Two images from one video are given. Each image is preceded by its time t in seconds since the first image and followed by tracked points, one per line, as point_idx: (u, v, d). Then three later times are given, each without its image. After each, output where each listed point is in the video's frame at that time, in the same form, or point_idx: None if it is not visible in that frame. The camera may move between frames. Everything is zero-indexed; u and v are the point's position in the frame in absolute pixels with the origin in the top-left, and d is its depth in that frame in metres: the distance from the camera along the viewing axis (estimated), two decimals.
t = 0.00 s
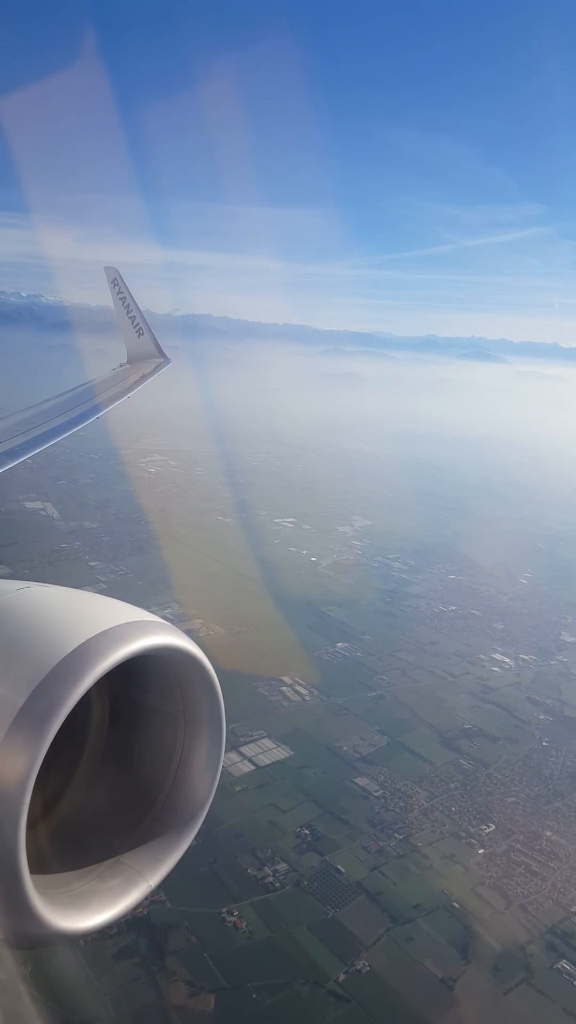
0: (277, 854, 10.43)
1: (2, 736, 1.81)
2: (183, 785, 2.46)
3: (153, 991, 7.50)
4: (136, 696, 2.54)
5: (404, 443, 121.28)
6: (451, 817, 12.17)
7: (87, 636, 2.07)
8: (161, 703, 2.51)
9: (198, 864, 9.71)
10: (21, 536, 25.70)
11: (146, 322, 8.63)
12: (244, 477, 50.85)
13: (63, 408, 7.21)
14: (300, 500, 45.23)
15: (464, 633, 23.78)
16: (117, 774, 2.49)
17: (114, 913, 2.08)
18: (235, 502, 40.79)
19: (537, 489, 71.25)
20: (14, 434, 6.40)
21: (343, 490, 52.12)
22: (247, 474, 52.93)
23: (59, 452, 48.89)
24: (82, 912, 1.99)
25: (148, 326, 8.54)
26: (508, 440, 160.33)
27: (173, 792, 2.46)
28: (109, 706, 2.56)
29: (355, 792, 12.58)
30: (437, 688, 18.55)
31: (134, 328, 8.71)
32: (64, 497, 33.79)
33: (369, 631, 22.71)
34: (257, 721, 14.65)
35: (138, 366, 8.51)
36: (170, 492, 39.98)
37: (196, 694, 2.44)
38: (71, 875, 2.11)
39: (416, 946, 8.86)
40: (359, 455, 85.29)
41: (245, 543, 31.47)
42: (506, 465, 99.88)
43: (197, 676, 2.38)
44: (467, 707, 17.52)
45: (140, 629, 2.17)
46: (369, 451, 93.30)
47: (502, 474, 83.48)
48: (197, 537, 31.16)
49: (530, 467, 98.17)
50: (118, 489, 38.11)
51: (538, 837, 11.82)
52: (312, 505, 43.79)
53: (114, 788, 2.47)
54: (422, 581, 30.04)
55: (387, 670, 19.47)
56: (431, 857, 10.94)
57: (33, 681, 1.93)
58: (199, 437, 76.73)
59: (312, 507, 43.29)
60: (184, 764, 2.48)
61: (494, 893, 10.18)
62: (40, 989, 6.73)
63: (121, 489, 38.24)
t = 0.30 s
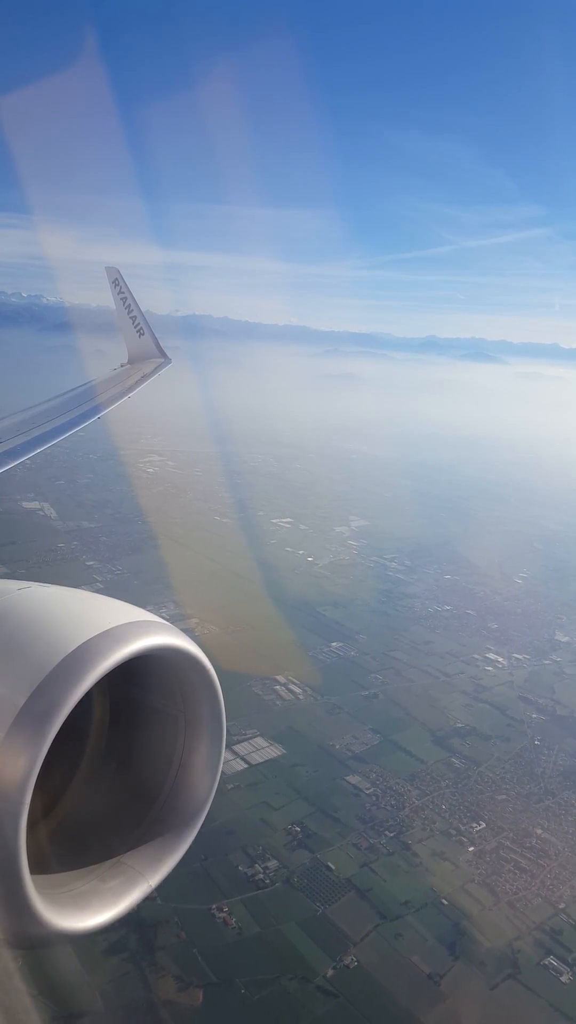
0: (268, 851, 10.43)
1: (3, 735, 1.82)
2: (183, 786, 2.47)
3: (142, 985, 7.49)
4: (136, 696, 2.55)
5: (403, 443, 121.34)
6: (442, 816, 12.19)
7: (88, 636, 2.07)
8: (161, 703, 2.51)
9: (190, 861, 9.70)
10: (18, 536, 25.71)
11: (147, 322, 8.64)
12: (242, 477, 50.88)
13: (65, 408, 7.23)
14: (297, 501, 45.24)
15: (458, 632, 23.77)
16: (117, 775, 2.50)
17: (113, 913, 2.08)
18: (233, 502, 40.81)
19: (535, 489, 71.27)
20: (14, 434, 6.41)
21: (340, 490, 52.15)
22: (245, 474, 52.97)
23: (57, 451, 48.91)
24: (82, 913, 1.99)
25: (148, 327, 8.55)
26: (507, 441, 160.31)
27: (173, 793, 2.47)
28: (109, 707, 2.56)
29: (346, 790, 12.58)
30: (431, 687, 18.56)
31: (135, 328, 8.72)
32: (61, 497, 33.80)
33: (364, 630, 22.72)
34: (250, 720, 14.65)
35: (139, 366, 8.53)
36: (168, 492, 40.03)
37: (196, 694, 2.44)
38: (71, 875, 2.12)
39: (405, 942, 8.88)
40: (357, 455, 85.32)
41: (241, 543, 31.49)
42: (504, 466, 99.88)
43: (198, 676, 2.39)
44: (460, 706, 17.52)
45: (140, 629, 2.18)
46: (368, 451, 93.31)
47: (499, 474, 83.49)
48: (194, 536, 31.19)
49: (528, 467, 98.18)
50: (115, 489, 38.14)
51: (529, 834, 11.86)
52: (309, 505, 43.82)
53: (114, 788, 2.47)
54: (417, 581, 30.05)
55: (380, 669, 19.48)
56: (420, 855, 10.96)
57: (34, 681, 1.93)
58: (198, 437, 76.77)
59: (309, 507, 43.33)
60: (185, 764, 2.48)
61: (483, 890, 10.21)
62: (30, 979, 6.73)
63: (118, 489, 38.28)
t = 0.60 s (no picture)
0: (262, 848, 10.44)
1: (5, 736, 1.83)
2: (186, 786, 2.48)
3: (135, 978, 7.46)
4: (138, 696, 2.56)
5: (402, 443, 121.43)
6: (436, 813, 12.21)
7: (90, 637, 2.08)
8: (163, 703, 2.53)
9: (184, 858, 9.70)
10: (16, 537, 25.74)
11: (147, 322, 8.67)
12: (240, 477, 50.96)
13: (67, 408, 7.27)
14: (295, 501, 45.24)
15: (455, 632, 23.77)
16: (120, 775, 2.51)
17: (116, 913, 2.09)
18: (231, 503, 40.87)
19: (532, 489, 71.29)
20: (15, 434, 6.45)
21: (339, 490, 52.23)
22: (244, 474, 53.03)
23: (57, 453, 48.98)
24: (85, 912, 2.00)
25: (149, 327, 8.58)
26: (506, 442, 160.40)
27: (176, 793, 2.47)
28: (111, 707, 2.58)
29: (340, 788, 12.60)
30: (426, 686, 18.58)
31: (136, 329, 8.75)
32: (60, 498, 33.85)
33: (360, 629, 22.74)
34: (246, 719, 14.66)
35: (139, 366, 8.56)
36: (167, 493, 40.11)
37: (198, 693, 2.45)
38: (75, 875, 2.13)
39: (396, 938, 8.92)
40: (356, 456, 85.41)
41: (239, 543, 31.52)
42: (502, 466, 99.89)
43: (199, 676, 2.40)
44: (455, 704, 17.54)
45: (143, 629, 2.19)
46: (367, 452, 93.45)
47: (497, 473, 83.49)
48: (191, 537, 31.24)
49: (526, 467, 98.20)
50: (114, 490, 38.21)
51: (521, 832, 11.90)
52: (307, 505, 43.87)
53: (117, 788, 2.48)
54: (415, 580, 30.09)
55: (376, 668, 19.49)
56: (413, 852, 10.99)
57: (35, 683, 1.94)
58: (198, 438, 76.86)
59: (307, 507, 43.39)
60: (187, 764, 2.49)
61: (475, 886, 10.25)
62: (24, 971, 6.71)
63: (117, 490, 38.35)
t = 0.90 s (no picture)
0: (255, 846, 10.45)
1: (8, 735, 1.83)
2: (188, 787, 2.48)
3: (126, 972, 7.46)
4: (141, 696, 2.57)
5: (403, 444, 121.47)
6: (429, 812, 12.24)
7: (93, 637, 2.09)
8: (165, 703, 2.53)
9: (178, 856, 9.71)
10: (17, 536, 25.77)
11: (151, 323, 8.69)
12: (241, 478, 51.02)
13: (71, 408, 7.29)
14: (295, 502, 45.31)
15: (452, 632, 23.77)
16: (122, 775, 2.52)
17: (118, 913, 2.09)
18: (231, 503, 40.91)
19: (532, 490, 71.29)
20: (20, 434, 6.47)
21: (338, 491, 52.28)
22: (245, 474, 53.08)
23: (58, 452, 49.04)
24: (87, 913, 2.01)
25: (153, 327, 8.60)
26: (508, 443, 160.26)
27: (178, 794, 2.48)
28: (114, 707, 2.58)
29: (334, 787, 12.61)
30: (422, 686, 18.58)
31: (140, 329, 8.77)
32: (61, 498, 33.92)
33: (357, 629, 22.75)
34: (242, 718, 14.67)
35: (143, 367, 8.58)
36: (167, 493, 40.17)
37: (201, 694, 2.45)
38: (76, 875, 2.14)
39: (387, 935, 8.95)
40: (357, 458, 85.45)
41: (238, 543, 31.56)
42: (503, 467, 99.88)
43: (202, 676, 2.40)
44: (451, 704, 17.55)
45: (145, 630, 2.20)
46: (368, 452, 93.45)
47: (498, 474, 83.46)
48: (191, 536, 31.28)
49: (526, 469, 98.17)
50: (114, 489, 38.27)
51: (514, 831, 11.93)
52: (307, 506, 43.92)
53: (120, 788, 2.49)
54: (413, 580, 30.11)
55: (373, 667, 19.50)
56: (406, 849, 11.02)
57: (38, 682, 1.95)
58: (200, 438, 76.92)
59: (307, 508, 43.45)
60: (189, 764, 2.50)
61: (467, 884, 10.28)
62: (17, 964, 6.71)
63: (118, 490, 38.40)
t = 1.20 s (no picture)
0: (246, 842, 10.45)
1: (7, 735, 1.84)
2: (187, 787, 2.49)
3: (115, 966, 7.45)
4: (140, 696, 2.58)
5: (401, 444, 121.47)
6: (419, 811, 12.28)
7: (93, 637, 2.10)
8: (165, 703, 2.54)
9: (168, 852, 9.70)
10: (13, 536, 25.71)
11: (151, 323, 8.70)
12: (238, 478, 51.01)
13: (72, 408, 7.29)
14: (292, 502, 45.34)
15: (446, 632, 23.81)
16: (122, 774, 2.52)
17: (117, 913, 2.10)
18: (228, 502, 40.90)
19: (529, 491, 71.35)
20: (19, 434, 6.47)
21: (335, 491, 52.34)
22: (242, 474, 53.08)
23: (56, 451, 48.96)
24: (86, 912, 2.01)
25: (153, 327, 8.61)
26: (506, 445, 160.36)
27: (177, 793, 2.49)
28: (114, 706, 2.59)
29: (326, 785, 12.63)
30: (415, 685, 18.61)
31: (140, 329, 8.78)
32: (58, 498, 33.88)
33: (351, 629, 22.79)
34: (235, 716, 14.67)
35: (143, 366, 8.58)
36: (164, 492, 40.14)
37: (201, 694, 2.46)
38: (75, 875, 2.14)
39: (376, 931, 8.98)
40: (355, 458, 85.54)
41: (234, 543, 31.58)
42: (501, 467, 99.87)
43: (202, 677, 2.41)
44: (443, 703, 17.57)
45: (145, 630, 2.20)
46: (366, 453, 93.53)
47: (494, 475, 83.51)
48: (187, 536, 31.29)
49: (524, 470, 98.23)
50: (111, 489, 38.24)
51: (503, 829, 12.00)
52: (304, 506, 43.96)
53: (119, 787, 2.50)
54: (408, 580, 30.14)
55: (366, 666, 19.52)
56: (395, 847, 11.05)
57: (37, 682, 1.95)
58: (199, 438, 76.87)
59: (303, 508, 43.51)
60: (188, 764, 2.50)
61: (456, 882, 10.33)
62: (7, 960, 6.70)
63: (115, 489, 38.38)
